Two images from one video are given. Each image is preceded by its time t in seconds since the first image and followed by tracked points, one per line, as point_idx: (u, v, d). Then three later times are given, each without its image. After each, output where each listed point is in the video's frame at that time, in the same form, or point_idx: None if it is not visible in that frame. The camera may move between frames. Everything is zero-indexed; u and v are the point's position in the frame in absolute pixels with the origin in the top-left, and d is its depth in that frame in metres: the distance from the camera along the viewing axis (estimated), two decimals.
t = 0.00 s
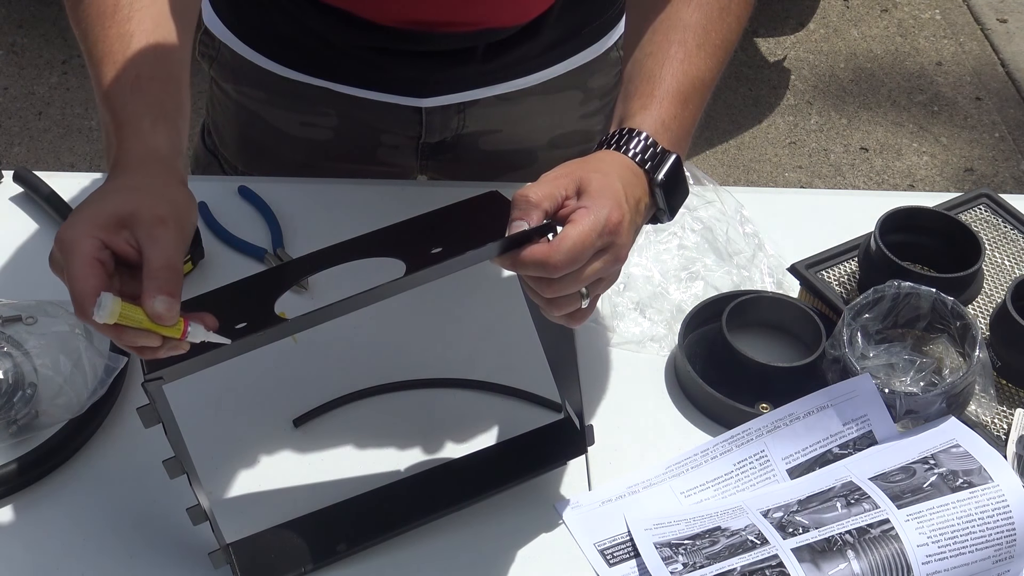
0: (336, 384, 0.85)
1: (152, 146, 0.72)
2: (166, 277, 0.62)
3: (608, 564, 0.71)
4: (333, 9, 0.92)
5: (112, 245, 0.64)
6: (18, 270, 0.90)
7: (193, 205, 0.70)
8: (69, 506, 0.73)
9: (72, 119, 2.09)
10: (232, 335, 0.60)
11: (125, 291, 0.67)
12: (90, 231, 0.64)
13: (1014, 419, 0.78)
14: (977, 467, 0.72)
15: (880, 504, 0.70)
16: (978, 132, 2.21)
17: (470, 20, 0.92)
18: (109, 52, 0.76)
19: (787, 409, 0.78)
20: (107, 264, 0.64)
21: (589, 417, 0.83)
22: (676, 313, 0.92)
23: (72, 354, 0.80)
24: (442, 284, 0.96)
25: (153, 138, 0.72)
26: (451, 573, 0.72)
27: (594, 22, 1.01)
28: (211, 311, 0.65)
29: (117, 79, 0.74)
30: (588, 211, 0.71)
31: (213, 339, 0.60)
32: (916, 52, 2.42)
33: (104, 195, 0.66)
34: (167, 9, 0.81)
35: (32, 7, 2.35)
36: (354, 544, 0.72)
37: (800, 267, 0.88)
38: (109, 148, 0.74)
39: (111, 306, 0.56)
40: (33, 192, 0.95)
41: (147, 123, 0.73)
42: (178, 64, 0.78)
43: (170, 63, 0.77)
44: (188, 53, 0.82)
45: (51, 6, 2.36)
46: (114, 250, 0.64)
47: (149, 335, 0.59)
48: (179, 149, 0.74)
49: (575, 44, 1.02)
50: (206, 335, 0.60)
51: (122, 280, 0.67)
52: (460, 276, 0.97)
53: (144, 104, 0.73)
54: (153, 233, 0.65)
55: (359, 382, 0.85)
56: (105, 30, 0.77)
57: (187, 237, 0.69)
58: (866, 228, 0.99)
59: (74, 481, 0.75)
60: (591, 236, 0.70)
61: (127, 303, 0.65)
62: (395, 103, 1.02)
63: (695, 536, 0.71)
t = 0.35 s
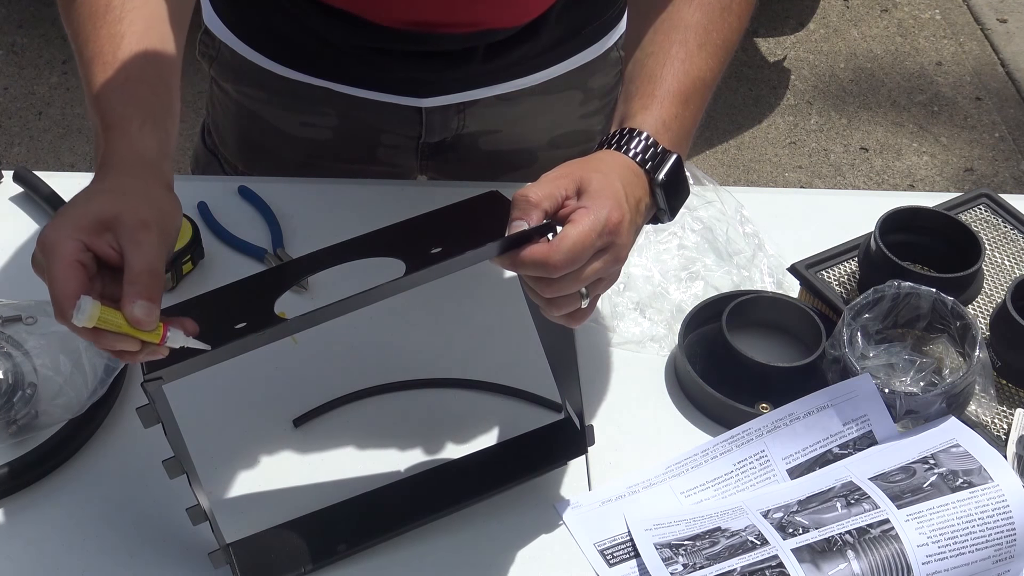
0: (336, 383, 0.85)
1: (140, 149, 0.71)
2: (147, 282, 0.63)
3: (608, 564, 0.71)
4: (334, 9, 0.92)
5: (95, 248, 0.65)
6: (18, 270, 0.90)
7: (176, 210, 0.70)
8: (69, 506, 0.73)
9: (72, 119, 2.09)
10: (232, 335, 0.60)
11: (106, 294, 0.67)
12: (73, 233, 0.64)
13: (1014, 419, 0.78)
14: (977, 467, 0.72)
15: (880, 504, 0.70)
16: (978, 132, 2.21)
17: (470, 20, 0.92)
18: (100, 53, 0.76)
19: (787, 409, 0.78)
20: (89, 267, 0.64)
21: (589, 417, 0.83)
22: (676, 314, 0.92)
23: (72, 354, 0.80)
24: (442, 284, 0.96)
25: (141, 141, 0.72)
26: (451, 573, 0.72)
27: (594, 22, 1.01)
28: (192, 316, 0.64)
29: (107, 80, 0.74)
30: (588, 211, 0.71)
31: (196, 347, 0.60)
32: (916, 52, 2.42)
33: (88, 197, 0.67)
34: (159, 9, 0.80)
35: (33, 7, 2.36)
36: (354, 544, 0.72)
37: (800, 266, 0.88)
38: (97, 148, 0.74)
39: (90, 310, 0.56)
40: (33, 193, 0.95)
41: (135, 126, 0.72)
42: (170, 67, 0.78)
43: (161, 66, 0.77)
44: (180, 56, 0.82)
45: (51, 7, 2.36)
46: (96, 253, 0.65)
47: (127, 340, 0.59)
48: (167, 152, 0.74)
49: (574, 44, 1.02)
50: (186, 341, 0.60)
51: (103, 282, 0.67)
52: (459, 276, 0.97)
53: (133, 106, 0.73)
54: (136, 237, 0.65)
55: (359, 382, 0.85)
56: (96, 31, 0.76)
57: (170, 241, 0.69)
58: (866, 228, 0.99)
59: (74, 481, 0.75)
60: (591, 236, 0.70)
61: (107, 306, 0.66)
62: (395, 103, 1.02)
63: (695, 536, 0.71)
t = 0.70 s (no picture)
0: (336, 384, 0.85)
1: (126, 152, 0.71)
2: (126, 288, 0.62)
3: (608, 564, 0.71)
4: (334, 9, 0.92)
5: (77, 252, 0.64)
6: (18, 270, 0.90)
7: (161, 214, 0.70)
8: (68, 506, 0.73)
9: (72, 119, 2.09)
10: (232, 335, 0.60)
11: (87, 297, 0.67)
12: (55, 237, 0.64)
13: (1014, 419, 0.78)
14: (977, 467, 0.72)
15: (880, 504, 0.70)
16: (978, 132, 2.21)
17: (470, 20, 0.92)
18: (90, 55, 0.75)
19: (787, 409, 0.78)
20: (70, 271, 0.64)
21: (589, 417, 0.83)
22: (676, 314, 0.92)
23: (72, 354, 0.80)
24: (442, 284, 0.96)
25: (127, 145, 0.72)
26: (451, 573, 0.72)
27: (593, 22, 1.01)
28: (177, 322, 0.64)
29: (96, 83, 0.74)
30: (588, 212, 0.71)
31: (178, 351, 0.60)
32: (916, 52, 2.42)
33: (71, 201, 0.66)
34: (151, 13, 0.81)
35: (33, 7, 2.36)
36: (355, 545, 0.72)
37: (800, 266, 0.88)
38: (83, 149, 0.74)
39: (70, 316, 0.56)
40: (33, 193, 0.95)
41: (122, 129, 0.72)
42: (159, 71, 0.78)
43: (151, 69, 0.77)
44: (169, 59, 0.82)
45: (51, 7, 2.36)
46: (78, 256, 0.64)
47: (106, 345, 0.59)
48: (154, 156, 0.74)
49: (574, 44, 1.02)
50: (165, 348, 0.60)
51: (85, 285, 0.67)
52: (459, 276, 0.97)
53: (122, 109, 0.73)
54: (118, 243, 0.64)
55: (359, 382, 0.85)
56: (87, 33, 0.76)
57: (153, 246, 0.69)
58: (867, 228, 0.99)
59: (74, 481, 0.75)
60: (592, 237, 0.70)
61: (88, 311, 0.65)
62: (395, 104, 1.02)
63: (695, 536, 0.71)
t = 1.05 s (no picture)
0: (336, 384, 0.85)
1: (127, 149, 0.71)
2: (130, 285, 0.62)
3: (608, 564, 0.71)
4: (334, 9, 0.92)
5: (79, 249, 0.64)
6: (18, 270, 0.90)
7: (163, 211, 0.69)
8: (69, 506, 0.73)
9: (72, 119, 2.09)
10: (231, 335, 0.60)
11: (91, 295, 0.67)
12: (57, 234, 0.64)
13: (1014, 419, 0.78)
14: (977, 467, 0.72)
15: (880, 504, 0.70)
16: (978, 132, 2.21)
17: (470, 20, 0.92)
18: (89, 52, 0.76)
19: (787, 409, 0.78)
20: (72, 268, 0.64)
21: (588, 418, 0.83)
22: (676, 314, 0.92)
23: (71, 354, 0.80)
24: (443, 284, 0.96)
25: (128, 142, 0.72)
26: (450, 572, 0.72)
27: (593, 22, 1.01)
28: (175, 321, 0.64)
29: (95, 80, 0.74)
30: (589, 212, 0.71)
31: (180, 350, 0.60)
32: (916, 52, 2.42)
33: (73, 199, 0.66)
34: (150, 10, 0.81)
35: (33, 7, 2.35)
36: (354, 544, 0.72)
37: (800, 266, 0.88)
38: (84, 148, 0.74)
39: (76, 314, 0.55)
40: (33, 193, 0.95)
41: (122, 126, 0.72)
42: (159, 68, 0.78)
43: (151, 67, 0.77)
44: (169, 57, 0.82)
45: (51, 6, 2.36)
46: (80, 254, 0.64)
47: (111, 343, 0.59)
48: (155, 153, 0.74)
49: (574, 44, 1.02)
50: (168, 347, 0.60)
51: (89, 283, 0.67)
52: (459, 276, 0.97)
53: (121, 107, 0.73)
54: (120, 239, 0.64)
55: (358, 382, 0.85)
56: (86, 31, 0.77)
57: (156, 243, 0.68)
58: (866, 228, 0.99)
59: (74, 481, 0.75)
60: (593, 237, 0.70)
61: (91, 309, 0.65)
62: (394, 103, 1.02)
63: (696, 536, 0.71)
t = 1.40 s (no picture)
0: (336, 384, 0.85)
1: (144, 144, 0.71)
2: (151, 277, 0.62)
3: (608, 564, 0.71)
4: (334, 9, 0.92)
5: (99, 242, 0.64)
6: (18, 271, 0.90)
7: (181, 204, 0.69)
8: (69, 506, 0.73)
9: (71, 119, 2.09)
10: (232, 335, 0.60)
11: (110, 288, 0.67)
12: (77, 227, 0.64)
13: (1014, 419, 0.78)
14: (977, 467, 0.72)
15: (880, 505, 0.70)
16: (978, 132, 2.21)
17: (471, 20, 0.92)
18: (101, 49, 0.75)
19: (787, 409, 0.78)
20: (93, 261, 0.64)
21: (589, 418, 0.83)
22: (676, 314, 0.92)
23: (72, 354, 0.80)
24: (443, 284, 0.96)
25: (145, 136, 0.71)
26: (451, 572, 0.72)
27: (593, 21, 1.01)
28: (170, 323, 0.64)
29: (109, 76, 0.74)
30: (589, 212, 0.71)
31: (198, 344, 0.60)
32: (916, 52, 2.42)
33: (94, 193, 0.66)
34: (160, 6, 0.81)
35: (33, 7, 2.35)
36: (354, 544, 0.72)
37: (800, 266, 0.88)
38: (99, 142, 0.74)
39: (99, 306, 0.56)
40: (34, 193, 0.95)
41: (138, 121, 0.72)
42: (170, 63, 0.78)
43: (163, 61, 0.77)
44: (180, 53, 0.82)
45: (51, 7, 2.36)
46: (101, 246, 0.64)
47: (134, 336, 0.59)
48: (170, 148, 0.74)
49: (574, 44, 1.02)
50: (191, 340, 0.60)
51: (107, 276, 0.67)
52: (459, 276, 0.97)
53: (136, 102, 0.73)
54: (142, 232, 0.64)
55: (359, 382, 0.85)
56: (98, 27, 0.77)
57: (175, 237, 0.68)
58: (866, 228, 0.99)
59: (74, 481, 0.75)
60: (593, 237, 0.70)
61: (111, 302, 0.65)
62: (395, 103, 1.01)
63: (696, 536, 0.71)
